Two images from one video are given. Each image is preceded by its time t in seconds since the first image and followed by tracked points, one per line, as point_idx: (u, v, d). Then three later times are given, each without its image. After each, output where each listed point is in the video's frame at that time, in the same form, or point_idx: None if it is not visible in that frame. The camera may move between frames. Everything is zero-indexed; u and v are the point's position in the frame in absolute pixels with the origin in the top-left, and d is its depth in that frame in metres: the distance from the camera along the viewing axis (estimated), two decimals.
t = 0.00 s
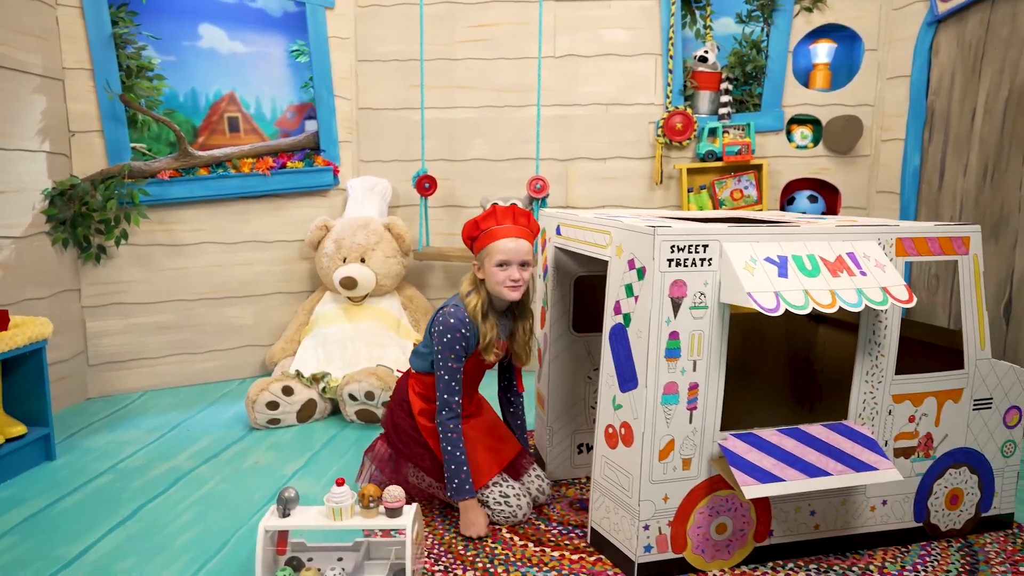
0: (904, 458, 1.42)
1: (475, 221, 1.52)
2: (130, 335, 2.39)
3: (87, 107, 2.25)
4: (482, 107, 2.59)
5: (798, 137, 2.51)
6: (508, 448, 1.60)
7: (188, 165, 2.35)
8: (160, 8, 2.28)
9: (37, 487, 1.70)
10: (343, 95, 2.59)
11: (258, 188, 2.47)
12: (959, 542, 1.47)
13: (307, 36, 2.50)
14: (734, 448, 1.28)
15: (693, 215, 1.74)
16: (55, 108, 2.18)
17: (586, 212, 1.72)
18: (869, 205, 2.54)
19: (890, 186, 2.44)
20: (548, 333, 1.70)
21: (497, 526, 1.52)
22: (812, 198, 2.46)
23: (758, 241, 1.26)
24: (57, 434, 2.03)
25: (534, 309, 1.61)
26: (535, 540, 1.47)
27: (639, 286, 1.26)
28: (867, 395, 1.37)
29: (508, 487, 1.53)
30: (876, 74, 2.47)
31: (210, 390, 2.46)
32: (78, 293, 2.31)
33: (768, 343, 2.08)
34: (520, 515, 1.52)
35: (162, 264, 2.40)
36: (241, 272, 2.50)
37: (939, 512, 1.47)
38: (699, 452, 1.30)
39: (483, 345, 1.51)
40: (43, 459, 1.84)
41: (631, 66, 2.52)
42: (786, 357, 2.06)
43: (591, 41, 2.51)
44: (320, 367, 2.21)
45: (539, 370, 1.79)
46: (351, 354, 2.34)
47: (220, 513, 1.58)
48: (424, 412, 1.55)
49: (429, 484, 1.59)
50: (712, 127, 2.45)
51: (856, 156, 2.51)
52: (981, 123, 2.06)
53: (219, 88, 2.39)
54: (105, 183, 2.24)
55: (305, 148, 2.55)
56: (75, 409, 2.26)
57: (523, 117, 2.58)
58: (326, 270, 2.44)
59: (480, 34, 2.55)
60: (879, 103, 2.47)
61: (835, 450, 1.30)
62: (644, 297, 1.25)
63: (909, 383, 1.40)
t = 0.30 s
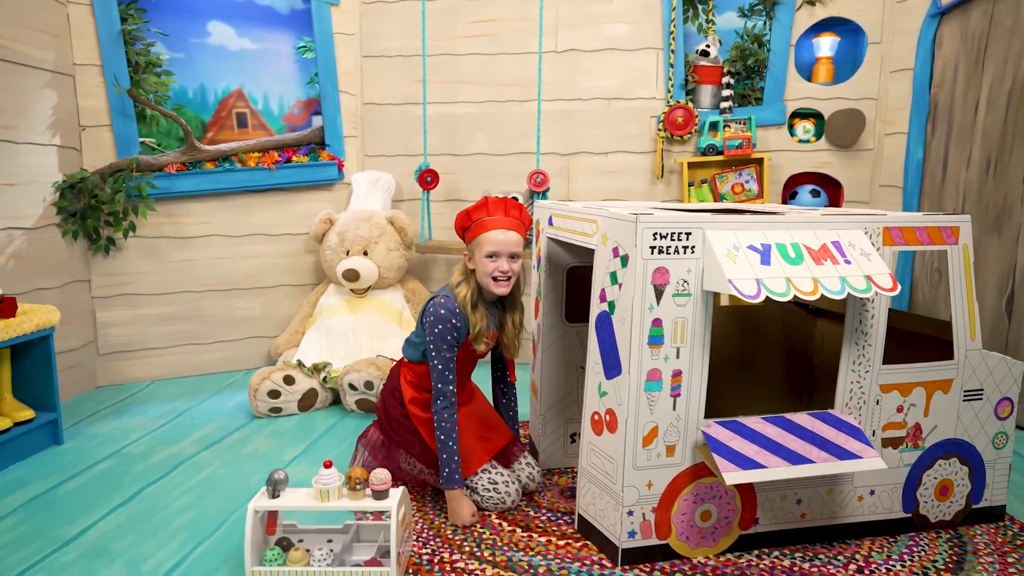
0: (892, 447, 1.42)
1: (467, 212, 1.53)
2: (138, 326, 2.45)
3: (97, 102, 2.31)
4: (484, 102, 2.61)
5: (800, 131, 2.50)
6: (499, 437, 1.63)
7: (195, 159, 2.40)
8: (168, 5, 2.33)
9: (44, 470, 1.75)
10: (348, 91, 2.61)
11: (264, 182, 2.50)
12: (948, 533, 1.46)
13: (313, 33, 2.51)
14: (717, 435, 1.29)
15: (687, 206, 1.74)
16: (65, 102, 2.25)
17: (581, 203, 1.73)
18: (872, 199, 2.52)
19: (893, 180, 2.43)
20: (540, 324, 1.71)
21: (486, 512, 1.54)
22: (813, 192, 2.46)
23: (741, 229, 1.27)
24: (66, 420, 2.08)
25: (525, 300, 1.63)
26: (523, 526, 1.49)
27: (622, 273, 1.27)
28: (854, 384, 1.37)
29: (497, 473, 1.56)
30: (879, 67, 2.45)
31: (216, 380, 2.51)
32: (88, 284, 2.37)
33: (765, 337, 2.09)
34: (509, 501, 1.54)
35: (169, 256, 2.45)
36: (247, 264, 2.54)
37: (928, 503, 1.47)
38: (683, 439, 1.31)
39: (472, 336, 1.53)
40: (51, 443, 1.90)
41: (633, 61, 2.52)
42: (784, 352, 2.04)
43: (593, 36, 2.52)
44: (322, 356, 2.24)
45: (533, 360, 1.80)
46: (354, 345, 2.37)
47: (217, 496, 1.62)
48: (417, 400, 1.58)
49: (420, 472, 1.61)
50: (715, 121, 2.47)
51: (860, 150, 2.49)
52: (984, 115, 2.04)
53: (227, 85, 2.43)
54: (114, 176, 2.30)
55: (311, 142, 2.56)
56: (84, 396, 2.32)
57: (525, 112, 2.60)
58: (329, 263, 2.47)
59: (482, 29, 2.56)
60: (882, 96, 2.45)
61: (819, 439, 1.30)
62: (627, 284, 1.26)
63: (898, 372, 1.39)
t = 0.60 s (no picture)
0: (889, 441, 1.41)
1: (469, 204, 1.52)
2: (146, 317, 2.49)
3: (106, 96, 2.35)
4: (489, 96, 2.61)
5: (808, 124, 2.48)
6: (497, 428, 1.63)
7: (202, 152, 2.43)
8: None
9: (49, 456, 1.79)
10: (355, 85, 2.60)
11: (270, 175, 2.51)
12: (946, 529, 1.45)
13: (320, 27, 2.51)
14: (710, 426, 1.28)
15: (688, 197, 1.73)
16: (74, 96, 2.29)
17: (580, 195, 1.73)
18: (880, 193, 2.49)
19: (901, 173, 2.40)
20: (538, 315, 1.71)
21: (482, 502, 1.55)
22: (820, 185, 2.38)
23: (734, 220, 1.26)
24: (74, 408, 2.12)
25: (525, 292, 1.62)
26: (517, 516, 1.50)
27: (614, 264, 1.27)
28: (851, 377, 1.36)
29: (494, 463, 1.56)
30: (888, 59, 2.42)
31: (222, 371, 2.54)
32: (97, 275, 2.42)
33: (769, 330, 2.04)
34: (504, 491, 1.54)
35: (177, 248, 2.48)
36: (253, 257, 2.56)
37: (927, 498, 1.45)
38: (676, 431, 1.31)
39: (470, 327, 1.53)
40: (59, 431, 1.93)
41: (638, 54, 2.51)
42: (788, 346, 2.01)
43: (598, 29, 2.51)
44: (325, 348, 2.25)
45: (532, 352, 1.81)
46: (358, 337, 2.40)
47: (217, 483, 1.65)
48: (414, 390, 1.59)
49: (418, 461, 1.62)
50: (719, 114, 2.45)
51: (868, 143, 2.46)
52: (994, 107, 2.01)
53: (236, 79, 2.45)
54: (122, 169, 2.34)
55: (317, 136, 2.57)
56: (93, 385, 2.37)
57: (530, 106, 2.60)
58: (335, 255, 2.49)
59: (487, 23, 2.56)
60: (891, 89, 2.42)
61: (813, 431, 1.30)
62: (619, 275, 1.26)
63: (896, 365, 1.38)
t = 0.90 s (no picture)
0: (892, 437, 1.40)
1: (471, 197, 1.53)
2: (159, 310, 2.53)
3: (121, 92, 2.40)
4: (498, 91, 2.62)
5: (819, 119, 2.45)
6: (498, 421, 1.64)
7: (214, 147, 2.46)
8: None
9: (63, 445, 1.82)
10: (365, 81, 2.61)
11: (281, 170, 2.54)
12: (951, 526, 1.43)
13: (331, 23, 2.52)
14: (708, 420, 1.28)
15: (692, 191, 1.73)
16: (90, 92, 2.34)
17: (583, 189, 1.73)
18: (892, 188, 2.47)
19: (913, 168, 2.37)
20: (541, 309, 1.72)
21: (483, 493, 1.56)
22: (832, 181, 2.40)
23: (734, 213, 1.26)
24: (89, 398, 2.17)
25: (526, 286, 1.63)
26: (518, 508, 1.51)
27: (613, 257, 1.28)
28: (852, 371, 1.35)
29: (495, 456, 1.57)
30: (901, 52, 2.39)
31: (233, 364, 2.58)
32: (112, 269, 2.46)
33: (775, 326, 2.02)
34: (505, 483, 1.56)
35: (190, 242, 2.52)
36: (264, 252, 2.59)
37: (931, 495, 1.44)
38: (675, 424, 1.31)
39: (471, 320, 1.54)
40: (73, 420, 1.97)
41: (648, 48, 2.50)
42: (794, 341, 1.99)
43: (607, 24, 2.51)
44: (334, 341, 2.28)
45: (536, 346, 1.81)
46: (367, 331, 2.42)
47: (224, 473, 1.67)
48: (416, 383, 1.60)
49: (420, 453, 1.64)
50: (730, 109, 2.42)
51: (880, 138, 2.44)
52: (1009, 100, 1.97)
53: (249, 76, 2.47)
54: (136, 164, 2.38)
55: (328, 132, 2.58)
56: (107, 377, 2.42)
57: (539, 101, 2.60)
58: (344, 250, 2.50)
59: (496, 19, 2.57)
60: (904, 83, 2.39)
61: (813, 426, 1.29)
62: (618, 268, 1.26)
63: (899, 360, 1.37)
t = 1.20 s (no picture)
0: (898, 434, 1.39)
1: (476, 192, 1.55)
2: (175, 305, 2.58)
3: (139, 92, 2.45)
4: (509, 90, 2.63)
5: (832, 116, 2.44)
6: (504, 415, 1.66)
7: (230, 145, 2.51)
8: None
9: (79, 435, 1.87)
10: (379, 80, 2.64)
11: (296, 168, 2.57)
12: (958, 525, 1.42)
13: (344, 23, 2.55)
14: (709, 415, 1.28)
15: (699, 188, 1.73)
16: (109, 92, 2.39)
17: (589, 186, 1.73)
18: (907, 186, 2.44)
19: (928, 166, 2.34)
20: (547, 305, 1.72)
21: (487, 487, 1.57)
22: (845, 180, 2.39)
23: (735, 208, 1.26)
24: (105, 391, 2.21)
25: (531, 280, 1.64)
26: (521, 501, 1.52)
27: (615, 251, 1.28)
28: (857, 367, 1.35)
29: (500, 449, 1.59)
30: (916, 48, 2.37)
31: (247, 359, 2.62)
32: (130, 264, 2.52)
33: (785, 324, 2.01)
34: (509, 477, 1.57)
35: (205, 239, 2.56)
36: (278, 248, 2.63)
37: (937, 493, 1.43)
38: (676, 419, 1.31)
39: (477, 315, 1.55)
40: (90, 411, 2.02)
41: (659, 46, 2.50)
42: (804, 338, 1.98)
43: (618, 21, 2.51)
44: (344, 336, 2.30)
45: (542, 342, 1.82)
46: (378, 327, 2.45)
47: (234, 464, 1.70)
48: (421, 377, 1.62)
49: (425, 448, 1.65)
50: (741, 106, 2.42)
51: (894, 135, 2.42)
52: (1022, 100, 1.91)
53: (264, 75, 2.51)
54: (154, 161, 2.44)
55: (341, 130, 2.61)
56: (124, 370, 2.48)
57: (551, 100, 2.61)
58: (357, 247, 2.53)
59: (508, 17, 2.58)
60: (919, 79, 2.37)
61: (816, 422, 1.29)
62: (619, 262, 1.27)
63: (905, 357, 1.36)
